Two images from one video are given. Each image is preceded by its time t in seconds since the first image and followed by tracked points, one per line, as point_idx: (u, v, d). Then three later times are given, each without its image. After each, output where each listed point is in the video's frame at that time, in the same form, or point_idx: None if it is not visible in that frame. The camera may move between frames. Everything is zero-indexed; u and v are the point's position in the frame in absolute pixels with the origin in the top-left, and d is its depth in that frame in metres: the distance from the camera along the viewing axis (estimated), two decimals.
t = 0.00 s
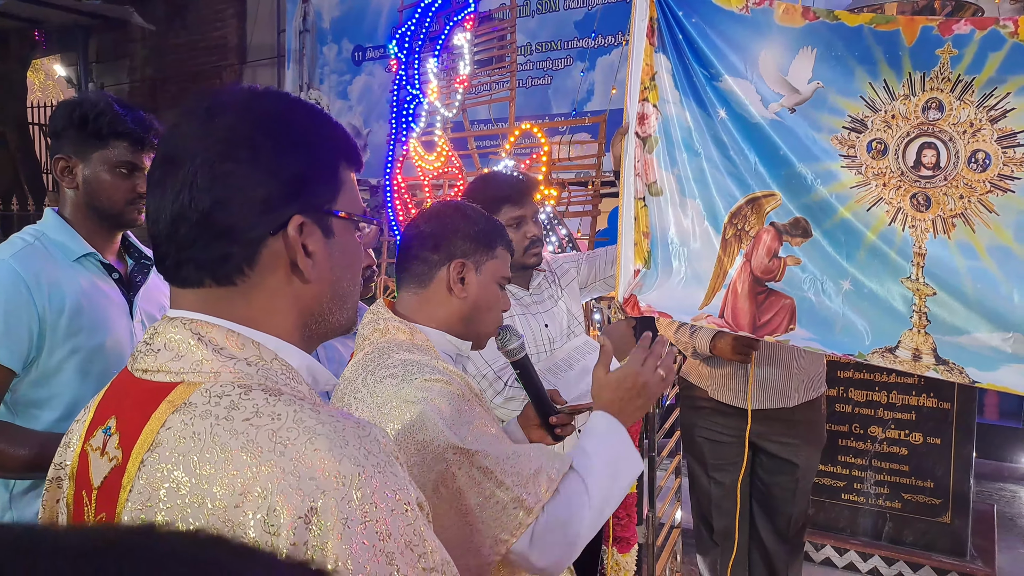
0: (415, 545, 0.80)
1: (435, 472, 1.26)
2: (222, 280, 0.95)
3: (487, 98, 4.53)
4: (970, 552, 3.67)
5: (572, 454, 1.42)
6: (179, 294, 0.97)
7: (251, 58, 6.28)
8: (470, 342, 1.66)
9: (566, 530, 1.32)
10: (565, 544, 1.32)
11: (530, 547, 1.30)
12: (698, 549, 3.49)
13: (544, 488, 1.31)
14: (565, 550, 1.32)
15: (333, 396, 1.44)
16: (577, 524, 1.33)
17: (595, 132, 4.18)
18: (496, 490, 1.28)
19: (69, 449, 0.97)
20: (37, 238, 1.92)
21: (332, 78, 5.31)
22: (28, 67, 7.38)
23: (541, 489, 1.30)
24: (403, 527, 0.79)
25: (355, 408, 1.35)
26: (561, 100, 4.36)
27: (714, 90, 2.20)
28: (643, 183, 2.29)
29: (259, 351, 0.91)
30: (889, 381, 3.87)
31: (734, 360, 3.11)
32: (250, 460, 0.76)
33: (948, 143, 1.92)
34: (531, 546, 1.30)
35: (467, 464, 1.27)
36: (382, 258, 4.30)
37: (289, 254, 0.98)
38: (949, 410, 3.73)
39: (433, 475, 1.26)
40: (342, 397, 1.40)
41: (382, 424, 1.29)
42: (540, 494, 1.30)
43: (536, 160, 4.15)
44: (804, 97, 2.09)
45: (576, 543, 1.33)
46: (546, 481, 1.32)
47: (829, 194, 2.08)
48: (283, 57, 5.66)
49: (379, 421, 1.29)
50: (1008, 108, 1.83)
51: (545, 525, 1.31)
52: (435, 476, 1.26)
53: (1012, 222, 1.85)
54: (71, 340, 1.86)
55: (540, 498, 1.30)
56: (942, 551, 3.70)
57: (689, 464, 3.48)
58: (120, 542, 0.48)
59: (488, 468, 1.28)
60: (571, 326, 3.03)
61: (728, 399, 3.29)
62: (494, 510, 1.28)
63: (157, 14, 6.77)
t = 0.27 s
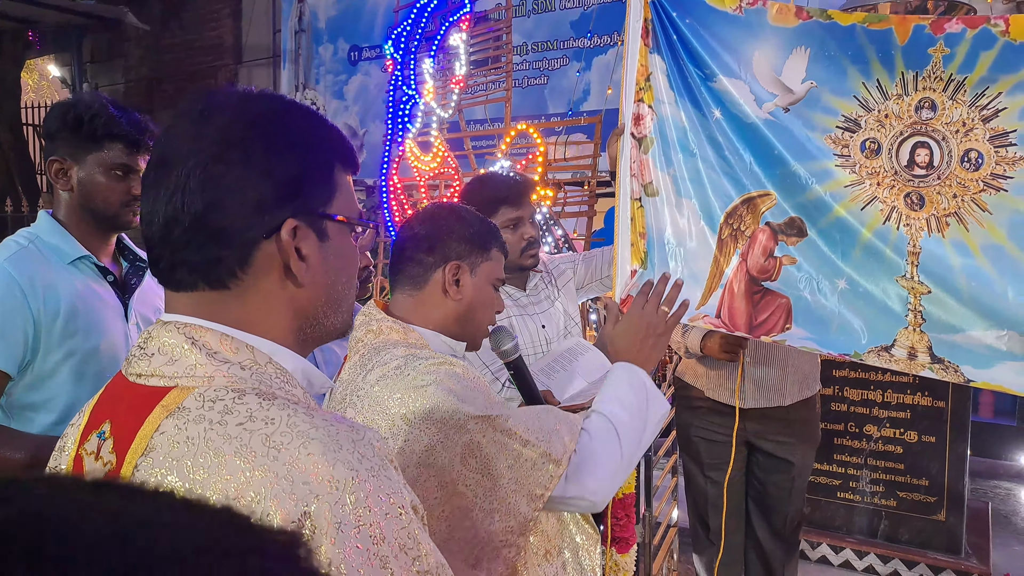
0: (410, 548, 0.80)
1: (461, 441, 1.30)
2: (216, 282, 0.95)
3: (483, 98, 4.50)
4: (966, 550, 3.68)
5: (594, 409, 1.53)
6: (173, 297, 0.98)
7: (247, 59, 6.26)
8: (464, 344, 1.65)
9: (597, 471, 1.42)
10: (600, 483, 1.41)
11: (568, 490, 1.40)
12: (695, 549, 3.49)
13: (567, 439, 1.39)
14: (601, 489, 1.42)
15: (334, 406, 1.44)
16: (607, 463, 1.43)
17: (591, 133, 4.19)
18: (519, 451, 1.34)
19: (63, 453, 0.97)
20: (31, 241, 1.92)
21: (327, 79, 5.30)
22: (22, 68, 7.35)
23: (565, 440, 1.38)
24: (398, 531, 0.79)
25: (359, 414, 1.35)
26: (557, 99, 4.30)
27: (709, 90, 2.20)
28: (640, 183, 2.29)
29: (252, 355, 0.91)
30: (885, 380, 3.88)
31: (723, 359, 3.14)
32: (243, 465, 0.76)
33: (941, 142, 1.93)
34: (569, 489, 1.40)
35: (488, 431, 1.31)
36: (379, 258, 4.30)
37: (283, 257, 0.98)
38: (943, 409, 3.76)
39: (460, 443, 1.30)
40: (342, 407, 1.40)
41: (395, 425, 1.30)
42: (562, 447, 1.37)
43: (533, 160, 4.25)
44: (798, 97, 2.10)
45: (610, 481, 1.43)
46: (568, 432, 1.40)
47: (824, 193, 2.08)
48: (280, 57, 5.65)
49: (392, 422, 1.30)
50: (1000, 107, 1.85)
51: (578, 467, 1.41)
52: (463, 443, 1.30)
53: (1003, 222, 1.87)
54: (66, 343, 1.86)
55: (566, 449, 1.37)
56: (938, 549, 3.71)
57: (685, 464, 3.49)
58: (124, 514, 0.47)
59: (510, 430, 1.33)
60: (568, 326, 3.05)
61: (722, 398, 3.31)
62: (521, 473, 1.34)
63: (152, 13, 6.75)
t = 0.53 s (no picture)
0: (409, 544, 0.80)
1: (470, 422, 1.32)
2: (215, 281, 0.95)
3: (480, 96, 4.49)
4: (959, 548, 3.71)
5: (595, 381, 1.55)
6: (173, 295, 0.98)
7: (243, 55, 6.24)
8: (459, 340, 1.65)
9: (605, 437, 1.43)
10: (609, 449, 1.43)
11: (578, 457, 1.41)
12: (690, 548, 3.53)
13: (571, 411, 1.40)
14: (609, 454, 1.44)
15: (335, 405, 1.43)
16: (614, 430, 1.45)
17: (588, 132, 4.19)
18: (524, 428, 1.35)
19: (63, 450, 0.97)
20: (27, 237, 1.91)
21: (323, 76, 5.29)
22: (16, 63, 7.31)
23: (568, 412, 1.40)
24: (397, 527, 0.79)
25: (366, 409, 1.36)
26: (554, 98, 4.30)
27: (707, 91, 2.20)
28: (637, 182, 2.29)
29: (252, 352, 0.91)
30: (879, 379, 3.90)
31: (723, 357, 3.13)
32: (243, 461, 0.77)
33: (936, 145, 1.94)
34: (579, 456, 1.41)
35: (495, 410, 1.33)
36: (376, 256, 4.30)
37: (284, 254, 0.98)
38: (937, 408, 3.78)
39: (469, 424, 1.32)
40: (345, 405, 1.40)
41: (406, 415, 1.32)
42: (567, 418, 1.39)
43: (530, 158, 4.25)
44: (795, 98, 2.11)
45: (618, 447, 1.45)
46: (571, 405, 1.41)
47: (821, 193, 2.09)
48: (276, 53, 5.63)
49: (402, 413, 1.32)
50: (995, 111, 1.86)
51: (585, 435, 1.43)
52: (471, 424, 1.33)
53: (998, 223, 1.87)
54: (63, 341, 1.85)
55: (571, 421, 1.39)
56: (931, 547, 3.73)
57: (680, 462, 3.50)
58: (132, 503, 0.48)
59: (515, 408, 1.35)
60: (565, 324, 3.06)
61: (719, 396, 3.31)
62: (529, 448, 1.35)
63: (148, 9, 6.72)
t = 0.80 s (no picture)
0: (415, 544, 0.81)
1: (474, 415, 1.33)
2: (221, 282, 0.96)
3: (480, 97, 4.50)
4: (956, 550, 3.72)
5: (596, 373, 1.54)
6: (180, 296, 0.99)
7: (242, 55, 6.24)
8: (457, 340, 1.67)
9: (608, 426, 1.41)
10: (613, 438, 1.41)
11: (582, 447, 1.38)
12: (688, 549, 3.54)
13: (573, 401, 1.40)
14: (613, 443, 1.42)
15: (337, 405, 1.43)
16: (617, 419, 1.43)
17: (588, 133, 4.20)
18: (528, 420, 1.35)
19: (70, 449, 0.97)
20: (30, 237, 1.91)
21: (323, 75, 5.30)
22: (15, 61, 7.31)
23: (569, 403, 1.40)
24: (403, 527, 0.80)
25: (375, 404, 1.38)
26: (553, 99, 4.31)
27: (707, 94, 2.21)
28: (638, 185, 2.28)
29: (259, 352, 0.92)
30: (877, 381, 3.92)
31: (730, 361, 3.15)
32: (252, 460, 0.78)
33: (935, 149, 1.95)
34: (583, 446, 1.38)
35: (498, 403, 1.33)
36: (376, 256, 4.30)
37: (289, 256, 0.99)
38: (935, 410, 3.79)
39: (473, 417, 1.33)
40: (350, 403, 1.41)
41: (417, 407, 1.34)
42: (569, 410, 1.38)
43: (530, 159, 4.25)
44: (795, 102, 2.12)
45: (622, 435, 1.43)
46: (572, 395, 1.41)
47: (821, 197, 2.10)
48: (276, 53, 5.63)
49: (411, 406, 1.35)
50: (993, 116, 1.87)
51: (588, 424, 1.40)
52: (475, 417, 1.33)
53: (996, 226, 1.89)
54: (64, 340, 1.86)
55: (573, 411, 1.38)
56: (929, 549, 3.75)
57: (679, 463, 3.51)
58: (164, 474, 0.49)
59: (517, 401, 1.35)
60: (564, 324, 3.07)
61: (722, 398, 3.31)
62: (531, 440, 1.34)
63: (147, 8, 6.72)
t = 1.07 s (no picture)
0: (417, 538, 0.82)
1: (478, 402, 1.34)
2: (226, 278, 0.97)
3: (482, 94, 4.49)
4: (952, 553, 3.73)
5: (599, 351, 1.52)
6: (186, 291, 0.99)
7: (245, 48, 6.22)
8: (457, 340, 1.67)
9: (612, 403, 1.40)
10: (616, 415, 1.40)
11: (586, 423, 1.37)
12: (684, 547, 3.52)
13: (575, 382, 1.38)
14: (617, 419, 1.40)
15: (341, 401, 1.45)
16: (621, 396, 1.42)
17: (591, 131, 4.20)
18: (532, 401, 1.35)
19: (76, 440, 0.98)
20: (35, 227, 1.91)
21: (325, 70, 5.29)
22: (17, 51, 7.30)
23: (573, 384, 1.38)
24: (406, 522, 0.80)
25: (381, 396, 1.40)
26: (556, 96, 4.31)
27: (711, 93, 2.22)
28: (640, 184, 2.29)
29: (264, 347, 0.92)
30: (875, 383, 3.93)
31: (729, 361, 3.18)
32: (257, 454, 0.78)
33: (940, 150, 1.95)
34: (587, 425, 1.37)
35: (501, 386, 1.35)
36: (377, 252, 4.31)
37: (292, 253, 0.99)
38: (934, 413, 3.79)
39: (477, 403, 1.34)
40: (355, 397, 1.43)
41: (424, 395, 1.37)
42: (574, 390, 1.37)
43: (532, 157, 4.19)
44: (799, 101, 2.12)
45: (626, 412, 1.42)
46: (574, 377, 1.39)
47: (823, 198, 2.11)
48: (278, 47, 5.62)
49: (417, 394, 1.37)
50: (1000, 116, 1.87)
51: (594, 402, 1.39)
52: (479, 404, 1.34)
53: (999, 230, 1.89)
54: (69, 331, 1.86)
55: (577, 391, 1.37)
56: (924, 551, 3.76)
57: (676, 462, 3.52)
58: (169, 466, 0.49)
59: (520, 384, 1.35)
60: (563, 323, 3.07)
61: (719, 399, 3.32)
62: (536, 423, 1.34)
63: None
